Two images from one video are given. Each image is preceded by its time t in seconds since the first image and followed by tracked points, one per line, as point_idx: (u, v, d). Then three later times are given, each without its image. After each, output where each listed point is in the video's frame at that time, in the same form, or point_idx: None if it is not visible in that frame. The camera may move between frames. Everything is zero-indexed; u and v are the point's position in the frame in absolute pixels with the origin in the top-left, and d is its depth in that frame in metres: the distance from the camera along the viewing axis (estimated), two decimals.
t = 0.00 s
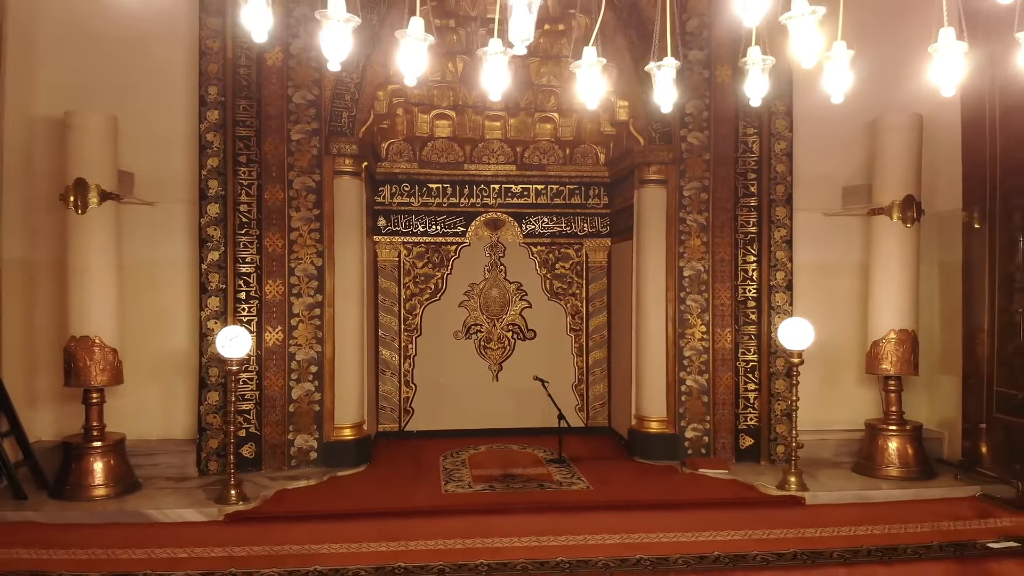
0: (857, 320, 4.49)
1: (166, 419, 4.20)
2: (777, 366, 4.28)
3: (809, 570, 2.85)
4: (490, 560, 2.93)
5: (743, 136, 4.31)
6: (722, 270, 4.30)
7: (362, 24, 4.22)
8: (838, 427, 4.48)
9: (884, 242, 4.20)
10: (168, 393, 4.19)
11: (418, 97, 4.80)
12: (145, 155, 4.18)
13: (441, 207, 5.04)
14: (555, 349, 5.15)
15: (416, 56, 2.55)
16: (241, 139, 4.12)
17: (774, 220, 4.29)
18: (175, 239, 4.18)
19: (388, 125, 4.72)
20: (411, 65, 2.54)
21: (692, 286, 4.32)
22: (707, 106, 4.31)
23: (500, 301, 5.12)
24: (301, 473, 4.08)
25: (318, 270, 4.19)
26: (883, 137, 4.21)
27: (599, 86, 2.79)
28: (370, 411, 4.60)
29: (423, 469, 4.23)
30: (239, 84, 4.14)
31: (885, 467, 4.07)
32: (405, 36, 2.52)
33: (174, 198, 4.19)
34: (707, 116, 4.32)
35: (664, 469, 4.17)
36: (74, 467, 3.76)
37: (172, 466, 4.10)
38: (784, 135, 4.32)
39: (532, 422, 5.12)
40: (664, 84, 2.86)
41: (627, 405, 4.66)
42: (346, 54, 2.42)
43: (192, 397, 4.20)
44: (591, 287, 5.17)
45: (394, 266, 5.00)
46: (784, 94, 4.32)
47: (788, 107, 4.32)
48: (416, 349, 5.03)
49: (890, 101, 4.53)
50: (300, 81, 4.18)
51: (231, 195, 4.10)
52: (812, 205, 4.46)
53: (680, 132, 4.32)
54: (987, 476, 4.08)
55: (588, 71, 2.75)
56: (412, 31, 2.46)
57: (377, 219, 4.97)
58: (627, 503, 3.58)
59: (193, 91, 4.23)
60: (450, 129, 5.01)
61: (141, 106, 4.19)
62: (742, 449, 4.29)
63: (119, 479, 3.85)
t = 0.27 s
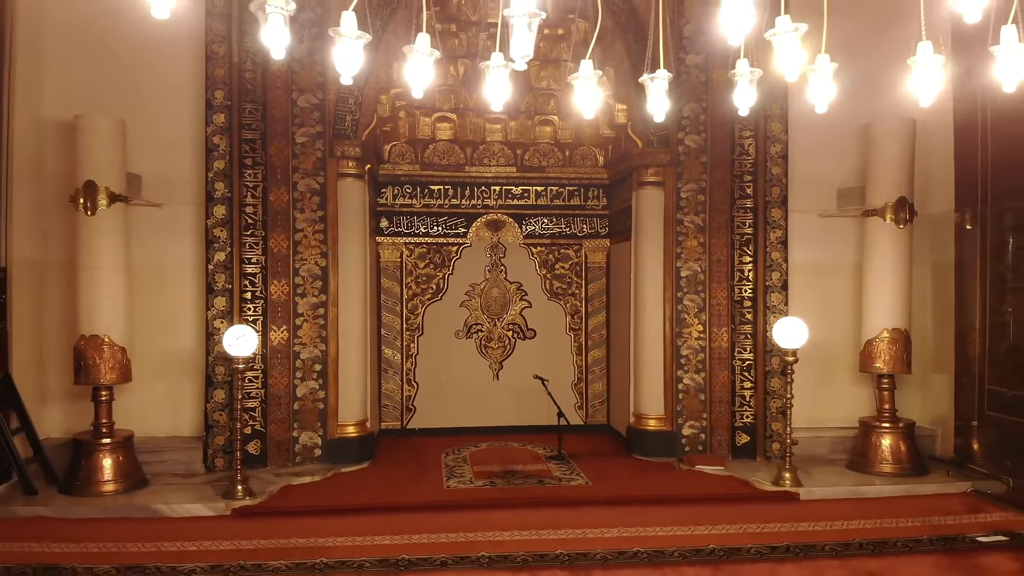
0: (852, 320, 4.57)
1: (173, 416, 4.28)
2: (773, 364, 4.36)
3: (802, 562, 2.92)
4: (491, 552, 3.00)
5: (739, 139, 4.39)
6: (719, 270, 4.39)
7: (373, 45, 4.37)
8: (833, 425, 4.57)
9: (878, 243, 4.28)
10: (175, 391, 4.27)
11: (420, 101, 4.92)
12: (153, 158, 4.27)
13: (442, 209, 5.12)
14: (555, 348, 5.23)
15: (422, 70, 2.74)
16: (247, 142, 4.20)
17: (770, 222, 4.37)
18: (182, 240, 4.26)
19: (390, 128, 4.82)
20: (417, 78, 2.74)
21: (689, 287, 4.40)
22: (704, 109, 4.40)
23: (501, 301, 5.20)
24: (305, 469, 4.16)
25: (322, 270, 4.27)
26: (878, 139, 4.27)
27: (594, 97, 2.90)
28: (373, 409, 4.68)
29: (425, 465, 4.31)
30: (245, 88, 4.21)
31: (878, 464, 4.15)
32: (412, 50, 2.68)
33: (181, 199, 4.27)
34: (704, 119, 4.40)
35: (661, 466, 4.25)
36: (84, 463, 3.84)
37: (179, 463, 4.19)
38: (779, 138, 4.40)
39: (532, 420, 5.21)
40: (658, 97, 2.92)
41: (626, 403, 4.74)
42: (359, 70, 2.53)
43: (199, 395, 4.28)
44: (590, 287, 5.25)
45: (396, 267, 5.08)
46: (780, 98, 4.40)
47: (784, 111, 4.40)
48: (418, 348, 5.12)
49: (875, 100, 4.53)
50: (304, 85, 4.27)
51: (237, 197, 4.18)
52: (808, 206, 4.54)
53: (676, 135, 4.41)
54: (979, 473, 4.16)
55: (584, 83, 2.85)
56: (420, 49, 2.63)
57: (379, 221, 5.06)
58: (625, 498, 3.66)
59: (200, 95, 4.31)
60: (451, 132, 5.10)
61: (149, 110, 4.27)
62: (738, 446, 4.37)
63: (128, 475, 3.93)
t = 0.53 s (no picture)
0: (846, 319, 4.65)
1: (180, 413, 4.37)
2: (769, 363, 4.42)
3: (794, 553, 3.00)
4: (492, 544, 3.09)
5: (735, 142, 4.49)
6: (715, 270, 4.49)
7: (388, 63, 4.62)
8: (828, 422, 4.65)
9: (872, 244, 4.36)
10: (182, 388, 4.37)
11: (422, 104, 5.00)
12: (161, 161, 4.36)
13: (444, 210, 5.21)
14: (555, 347, 5.31)
15: (430, 84, 2.76)
16: (253, 145, 4.29)
17: (765, 223, 4.46)
18: (189, 240, 4.35)
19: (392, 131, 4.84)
20: (426, 92, 2.76)
21: (687, 287, 4.49)
22: (701, 112, 4.49)
23: (502, 301, 5.29)
24: (310, 465, 4.25)
25: (326, 271, 4.36)
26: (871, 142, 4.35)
27: (592, 108, 3.00)
28: (376, 407, 4.77)
29: (428, 462, 4.40)
30: (251, 92, 4.30)
31: (871, 460, 4.24)
32: (420, 65, 2.71)
33: (189, 201, 4.37)
34: (701, 122, 4.49)
35: (659, 462, 4.34)
36: (94, 459, 3.93)
37: (186, 459, 4.31)
38: (775, 140, 4.48)
39: (533, 417, 5.30)
40: (650, 106, 3.04)
41: (624, 400, 4.83)
42: (370, 84, 2.61)
43: (205, 393, 4.37)
44: (589, 287, 5.34)
45: (398, 267, 5.17)
46: (776, 102, 4.48)
47: (780, 114, 4.48)
48: (420, 347, 5.21)
49: (864, 99, 4.61)
50: (309, 89, 4.36)
51: (243, 199, 4.26)
52: (803, 207, 4.62)
53: (674, 138, 4.50)
54: (970, 469, 4.24)
55: (581, 96, 2.96)
56: (428, 63, 2.65)
57: (382, 222, 5.15)
58: (623, 493, 3.75)
59: (207, 99, 4.40)
60: (453, 135, 5.13)
61: (157, 113, 4.36)
62: (734, 443, 4.46)
63: (137, 471, 4.01)
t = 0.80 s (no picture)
0: (841, 319, 4.74)
1: (187, 411, 4.45)
2: (764, 361, 4.52)
3: (788, 545, 3.08)
4: (493, 537, 3.17)
5: (732, 145, 4.57)
6: (712, 270, 4.58)
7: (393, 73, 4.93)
8: (823, 420, 4.73)
9: (866, 245, 4.44)
10: (189, 386, 4.45)
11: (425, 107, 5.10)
12: (168, 163, 4.45)
13: (445, 211, 5.28)
14: (555, 346, 5.40)
15: (436, 94, 2.88)
16: (258, 148, 4.37)
17: (761, 224, 4.53)
18: (196, 241, 4.45)
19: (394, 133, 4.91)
20: (431, 102, 2.94)
21: (684, 287, 4.57)
22: (698, 115, 4.57)
23: (502, 301, 5.37)
24: (315, 461, 4.34)
25: (330, 271, 4.44)
26: (865, 144, 4.43)
27: (589, 117, 3.07)
28: (379, 405, 4.86)
29: (430, 458, 4.48)
30: (256, 95, 4.39)
31: (865, 457, 4.32)
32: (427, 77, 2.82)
33: (195, 202, 4.46)
34: (698, 125, 4.57)
35: (657, 459, 4.43)
36: (103, 455, 4.01)
37: (193, 456, 4.37)
38: (771, 143, 4.56)
39: (533, 415, 5.38)
40: (645, 115, 3.10)
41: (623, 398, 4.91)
42: (380, 96, 2.75)
43: (212, 390, 4.46)
44: (588, 287, 5.42)
45: (401, 267, 5.25)
46: (773, 105, 4.56)
47: (776, 117, 4.57)
48: (422, 346, 5.29)
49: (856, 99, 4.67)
50: (313, 92, 4.43)
51: (249, 200, 4.35)
52: (797, 208, 4.71)
53: (671, 140, 4.58)
54: (962, 466, 4.33)
55: (579, 105, 3.02)
56: (433, 76, 2.77)
57: (384, 223, 5.22)
58: (621, 489, 3.83)
59: (213, 102, 4.49)
60: (455, 137, 5.25)
61: (164, 116, 4.45)
62: (731, 440, 4.54)
63: (145, 467, 4.09)
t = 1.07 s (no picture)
0: (835, 318, 4.82)
1: (193, 408, 4.54)
2: (760, 360, 4.58)
3: (781, 538, 3.16)
4: (494, 530, 3.25)
5: (728, 148, 4.66)
6: (709, 270, 4.66)
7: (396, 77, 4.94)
8: (817, 418, 4.82)
9: (860, 245, 4.52)
10: (195, 383, 4.53)
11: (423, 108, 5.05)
12: (175, 165, 4.53)
13: (447, 212, 5.36)
14: (554, 345, 5.48)
15: (438, 104, 3.08)
16: (263, 150, 4.46)
17: (757, 225, 4.62)
18: (202, 242, 4.54)
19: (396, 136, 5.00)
20: (436, 111, 3.08)
21: (680, 287, 4.67)
22: (695, 118, 4.66)
23: (502, 300, 5.45)
24: (319, 458, 4.42)
25: (334, 270, 4.53)
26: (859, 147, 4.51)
27: (587, 124, 3.22)
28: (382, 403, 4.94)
29: (431, 455, 4.56)
30: (261, 98, 4.47)
31: (858, 453, 4.41)
32: (430, 86, 3.01)
33: (201, 204, 4.55)
34: (694, 128, 4.67)
35: (654, 455, 4.51)
36: (111, 451, 4.09)
37: (199, 453, 4.44)
38: (766, 145, 4.63)
39: (533, 413, 5.47)
40: (638, 122, 3.23)
41: (621, 396, 5.00)
42: (387, 105, 2.88)
43: (218, 388, 4.55)
44: (587, 287, 5.51)
45: (403, 267, 5.34)
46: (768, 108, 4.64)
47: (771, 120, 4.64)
48: (424, 345, 5.37)
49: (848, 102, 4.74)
50: (317, 96, 4.52)
51: (254, 202, 4.43)
52: (792, 209, 4.80)
53: (669, 143, 4.67)
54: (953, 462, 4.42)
55: (576, 113, 3.16)
56: (438, 85, 2.98)
57: (386, 224, 5.31)
58: (619, 484, 3.92)
59: (219, 106, 4.58)
60: (456, 139, 5.30)
61: (170, 119, 4.54)
62: (727, 437, 4.63)
63: (152, 463, 4.18)
